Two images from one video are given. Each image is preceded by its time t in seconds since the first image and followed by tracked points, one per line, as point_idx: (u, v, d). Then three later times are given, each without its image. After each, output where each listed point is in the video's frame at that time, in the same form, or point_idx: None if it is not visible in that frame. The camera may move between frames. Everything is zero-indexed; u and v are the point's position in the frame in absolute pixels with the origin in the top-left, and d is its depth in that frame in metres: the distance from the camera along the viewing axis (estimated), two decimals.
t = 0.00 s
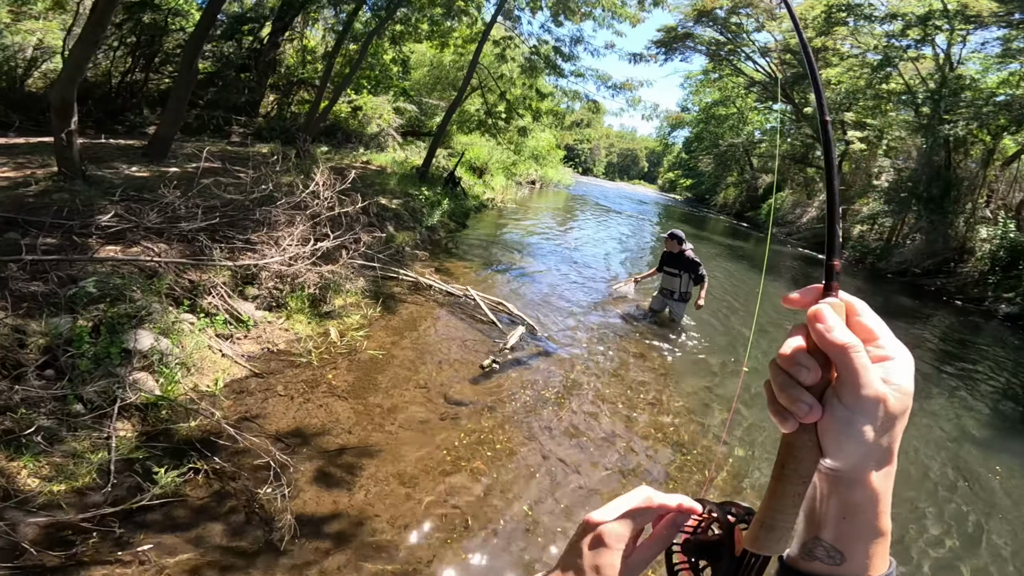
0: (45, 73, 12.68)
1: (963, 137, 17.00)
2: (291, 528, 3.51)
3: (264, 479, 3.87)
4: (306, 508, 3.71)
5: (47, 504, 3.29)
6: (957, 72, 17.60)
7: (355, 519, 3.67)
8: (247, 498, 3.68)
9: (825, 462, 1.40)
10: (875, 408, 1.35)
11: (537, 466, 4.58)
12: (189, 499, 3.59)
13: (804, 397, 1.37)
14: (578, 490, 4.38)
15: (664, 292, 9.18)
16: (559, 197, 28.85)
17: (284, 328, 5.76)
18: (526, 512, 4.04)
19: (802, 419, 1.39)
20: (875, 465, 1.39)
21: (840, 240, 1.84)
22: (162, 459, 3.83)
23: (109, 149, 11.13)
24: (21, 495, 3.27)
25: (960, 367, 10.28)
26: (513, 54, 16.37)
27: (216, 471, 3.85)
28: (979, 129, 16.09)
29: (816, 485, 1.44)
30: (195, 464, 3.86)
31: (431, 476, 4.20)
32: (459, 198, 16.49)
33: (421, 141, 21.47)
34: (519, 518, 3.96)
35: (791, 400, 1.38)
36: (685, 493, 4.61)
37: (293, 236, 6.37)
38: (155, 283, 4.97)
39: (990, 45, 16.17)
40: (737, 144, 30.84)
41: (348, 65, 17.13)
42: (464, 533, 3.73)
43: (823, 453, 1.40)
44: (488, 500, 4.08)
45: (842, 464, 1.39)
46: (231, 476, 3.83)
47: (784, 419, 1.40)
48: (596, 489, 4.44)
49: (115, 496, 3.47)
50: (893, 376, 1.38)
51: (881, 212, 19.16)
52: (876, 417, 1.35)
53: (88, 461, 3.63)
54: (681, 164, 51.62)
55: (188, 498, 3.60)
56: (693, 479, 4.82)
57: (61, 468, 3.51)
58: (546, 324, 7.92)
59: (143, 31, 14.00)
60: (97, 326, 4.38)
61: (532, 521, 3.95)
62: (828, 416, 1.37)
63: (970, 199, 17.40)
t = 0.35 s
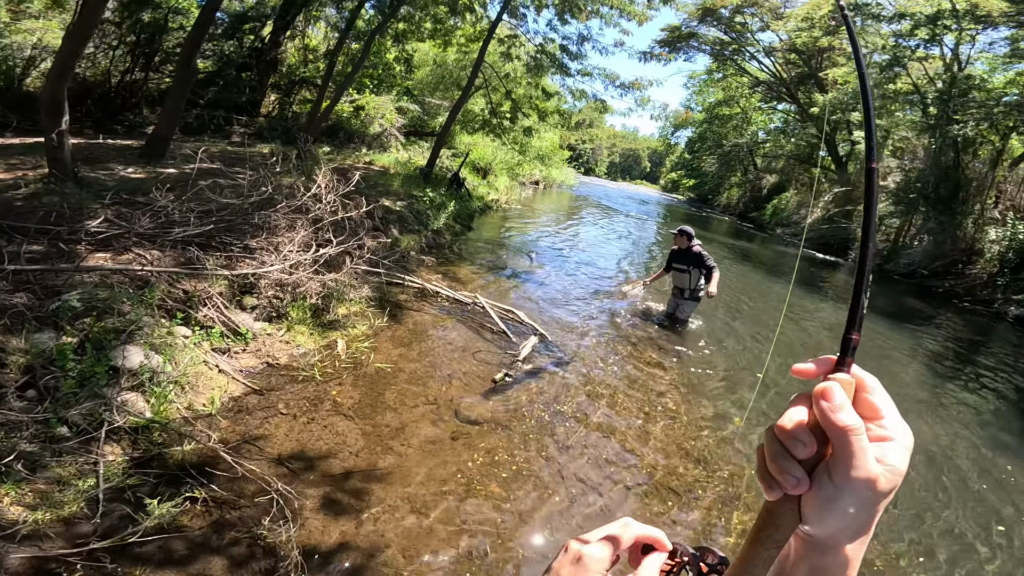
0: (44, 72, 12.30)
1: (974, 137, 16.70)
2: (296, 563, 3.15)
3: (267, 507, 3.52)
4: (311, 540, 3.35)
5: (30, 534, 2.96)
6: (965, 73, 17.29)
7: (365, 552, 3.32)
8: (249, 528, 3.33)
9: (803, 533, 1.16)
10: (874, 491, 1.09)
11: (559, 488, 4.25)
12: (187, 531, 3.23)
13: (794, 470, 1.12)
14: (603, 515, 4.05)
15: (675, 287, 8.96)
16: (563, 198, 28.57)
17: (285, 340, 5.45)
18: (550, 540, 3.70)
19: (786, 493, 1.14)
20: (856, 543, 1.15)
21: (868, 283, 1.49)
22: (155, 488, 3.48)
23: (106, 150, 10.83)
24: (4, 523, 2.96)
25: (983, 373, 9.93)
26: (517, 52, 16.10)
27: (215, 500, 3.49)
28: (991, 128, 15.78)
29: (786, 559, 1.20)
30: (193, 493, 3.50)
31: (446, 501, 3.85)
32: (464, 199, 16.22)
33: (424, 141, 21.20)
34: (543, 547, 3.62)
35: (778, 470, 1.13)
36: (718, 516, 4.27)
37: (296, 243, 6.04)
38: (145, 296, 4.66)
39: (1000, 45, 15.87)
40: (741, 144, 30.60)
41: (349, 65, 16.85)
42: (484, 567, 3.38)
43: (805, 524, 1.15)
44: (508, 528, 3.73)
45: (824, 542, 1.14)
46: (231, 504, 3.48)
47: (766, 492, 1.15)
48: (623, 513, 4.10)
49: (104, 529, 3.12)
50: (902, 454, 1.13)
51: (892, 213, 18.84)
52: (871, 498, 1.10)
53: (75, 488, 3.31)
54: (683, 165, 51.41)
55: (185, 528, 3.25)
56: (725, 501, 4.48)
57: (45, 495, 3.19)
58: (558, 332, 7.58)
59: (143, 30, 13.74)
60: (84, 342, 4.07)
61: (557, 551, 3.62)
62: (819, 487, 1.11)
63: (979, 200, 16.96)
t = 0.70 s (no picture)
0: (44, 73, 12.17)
1: (980, 137, 16.51)
2: None
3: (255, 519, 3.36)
4: (300, 556, 3.19)
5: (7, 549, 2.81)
6: (970, 72, 17.08)
7: (357, 569, 3.16)
8: (236, 542, 3.17)
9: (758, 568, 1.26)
10: (822, 532, 1.21)
11: (560, 499, 4.09)
12: (170, 544, 3.07)
13: (756, 506, 1.24)
14: (606, 528, 3.89)
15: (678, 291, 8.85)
16: (565, 198, 28.41)
17: (278, 347, 5.31)
18: (550, 554, 3.55)
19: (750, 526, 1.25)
20: None
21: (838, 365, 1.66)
22: (139, 500, 3.33)
23: (104, 151, 10.72)
24: None
25: (993, 375, 9.74)
26: (518, 52, 15.95)
27: (200, 513, 3.33)
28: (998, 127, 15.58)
29: None
30: (177, 505, 3.34)
31: (442, 515, 3.68)
32: (465, 200, 16.08)
33: (425, 141, 21.07)
34: (542, 563, 3.46)
35: (743, 503, 1.26)
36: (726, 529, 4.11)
37: (291, 247, 5.90)
38: (133, 302, 4.52)
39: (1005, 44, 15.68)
40: (745, 144, 30.40)
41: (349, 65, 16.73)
42: None
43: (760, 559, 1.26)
44: (507, 543, 3.57)
45: None
46: (218, 516, 3.33)
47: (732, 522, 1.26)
48: (626, 526, 3.95)
49: (84, 543, 2.97)
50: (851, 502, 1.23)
51: (897, 214, 18.64)
52: (823, 541, 1.21)
53: (56, 500, 3.15)
54: (686, 164, 51.23)
55: (169, 542, 3.10)
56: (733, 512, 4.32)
57: (25, 508, 3.04)
58: (560, 337, 7.42)
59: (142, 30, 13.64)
60: (67, 350, 3.92)
61: (557, 567, 3.45)
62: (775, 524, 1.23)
63: (984, 200, 16.59)
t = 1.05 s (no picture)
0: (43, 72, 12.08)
1: (984, 135, 16.33)
2: None
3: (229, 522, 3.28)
4: (273, 561, 3.11)
5: None
6: (973, 70, 16.92)
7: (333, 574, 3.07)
8: (208, 547, 3.09)
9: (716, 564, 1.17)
10: (775, 529, 1.12)
11: (547, 504, 4.00)
12: (140, 547, 3.00)
13: (716, 502, 1.17)
14: (593, 534, 3.79)
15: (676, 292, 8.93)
16: (566, 198, 28.32)
17: (264, 347, 5.24)
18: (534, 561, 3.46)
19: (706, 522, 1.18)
20: None
21: (794, 388, 1.86)
22: (109, 502, 3.24)
23: (100, 151, 10.68)
24: None
25: (997, 376, 9.59)
26: (518, 51, 15.85)
27: (172, 515, 3.26)
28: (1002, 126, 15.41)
29: None
30: (149, 507, 3.26)
31: (424, 520, 3.59)
32: (464, 199, 16.02)
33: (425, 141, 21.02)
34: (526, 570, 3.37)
35: (700, 498, 1.20)
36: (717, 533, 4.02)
37: (279, 247, 5.85)
38: (113, 304, 4.45)
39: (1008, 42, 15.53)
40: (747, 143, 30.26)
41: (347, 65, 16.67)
42: None
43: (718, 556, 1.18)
44: (490, 549, 3.48)
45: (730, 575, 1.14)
46: (191, 519, 3.24)
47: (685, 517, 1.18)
48: (614, 531, 3.86)
49: (51, 544, 2.89)
50: (804, 495, 1.13)
51: (900, 213, 18.49)
52: (777, 537, 1.13)
53: (28, 501, 3.04)
54: (688, 164, 51.11)
55: (139, 545, 3.01)
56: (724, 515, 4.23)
57: None
58: (555, 337, 7.32)
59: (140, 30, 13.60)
60: (44, 352, 3.80)
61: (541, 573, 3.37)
62: (732, 519, 1.15)
63: (988, 198, 16.44)
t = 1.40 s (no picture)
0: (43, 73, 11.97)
1: (987, 133, 16.20)
2: None
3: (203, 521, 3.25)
4: (245, 559, 3.08)
5: None
6: (975, 68, 16.81)
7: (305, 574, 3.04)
8: (179, 544, 3.06)
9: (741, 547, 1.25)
10: (804, 519, 1.19)
11: (529, 504, 3.95)
12: (109, 544, 2.96)
13: (746, 491, 1.24)
14: (575, 535, 3.74)
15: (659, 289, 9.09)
16: (567, 197, 28.23)
17: (249, 347, 5.20)
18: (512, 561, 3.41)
19: (736, 510, 1.26)
20: (783, 563, 1.24)
21: (823, 382, 1.91)
22: (81, 500, 3.20)
23: (95, 151, 10.67)
24: None
25: (998, 376, 9.48)
26: (516, 50, 15.80)
27: (143, 513, 3.22)
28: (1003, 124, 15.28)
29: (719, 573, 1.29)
30: (119, 505, 3.22)
31: (402, 520, 3.55)
32: (462, 199, 15.97)
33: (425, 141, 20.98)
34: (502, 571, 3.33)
35: (731, 487, 1.26)
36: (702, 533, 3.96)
37: (267, 247, 5.82)
38: (94, 303, 4.42)
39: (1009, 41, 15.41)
40: (749, 143, 30.11)
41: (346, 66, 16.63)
42: None
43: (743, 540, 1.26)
44: (467, 550, 3.43)
45: (754, 559, 1.23)
46: (164, 518, 3.21)
47: (717, 505, 1.26)
48: (597, 532, 3.82)
49: (19, 541, 2.86)
50: (834, 488, 1.19)
51: (902, 212, 18.39)
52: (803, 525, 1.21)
53: None
54: (690, 164, 50.94)
55: (109, 543, 2.98)
56: (710, 516, 4.18)
57: None
58: (550, 338, 7.26)
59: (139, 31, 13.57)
60: (21, 351, 3.77)
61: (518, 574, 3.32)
62: (760, 507, 1.23)
63: (991, 197, 16.38)
